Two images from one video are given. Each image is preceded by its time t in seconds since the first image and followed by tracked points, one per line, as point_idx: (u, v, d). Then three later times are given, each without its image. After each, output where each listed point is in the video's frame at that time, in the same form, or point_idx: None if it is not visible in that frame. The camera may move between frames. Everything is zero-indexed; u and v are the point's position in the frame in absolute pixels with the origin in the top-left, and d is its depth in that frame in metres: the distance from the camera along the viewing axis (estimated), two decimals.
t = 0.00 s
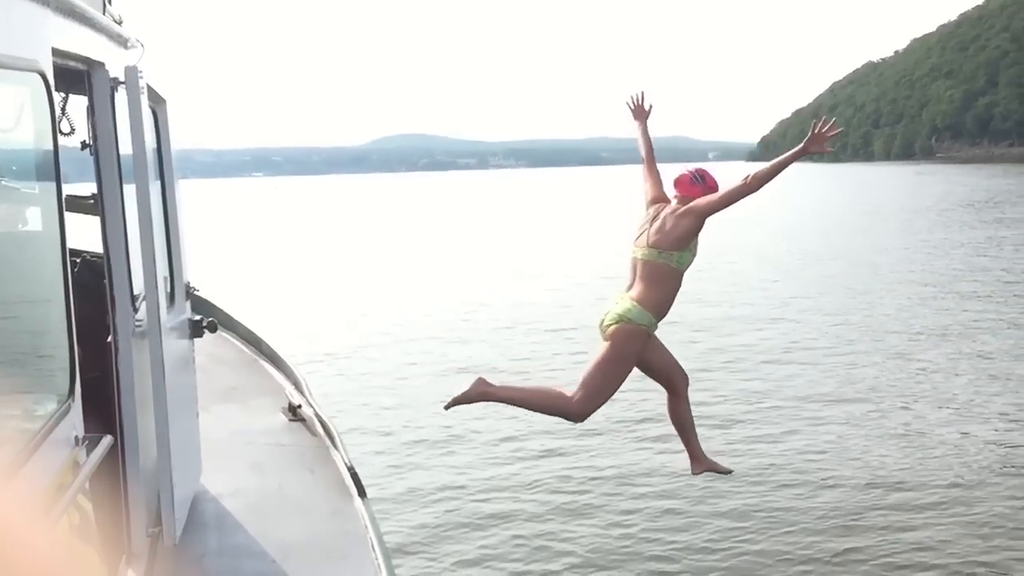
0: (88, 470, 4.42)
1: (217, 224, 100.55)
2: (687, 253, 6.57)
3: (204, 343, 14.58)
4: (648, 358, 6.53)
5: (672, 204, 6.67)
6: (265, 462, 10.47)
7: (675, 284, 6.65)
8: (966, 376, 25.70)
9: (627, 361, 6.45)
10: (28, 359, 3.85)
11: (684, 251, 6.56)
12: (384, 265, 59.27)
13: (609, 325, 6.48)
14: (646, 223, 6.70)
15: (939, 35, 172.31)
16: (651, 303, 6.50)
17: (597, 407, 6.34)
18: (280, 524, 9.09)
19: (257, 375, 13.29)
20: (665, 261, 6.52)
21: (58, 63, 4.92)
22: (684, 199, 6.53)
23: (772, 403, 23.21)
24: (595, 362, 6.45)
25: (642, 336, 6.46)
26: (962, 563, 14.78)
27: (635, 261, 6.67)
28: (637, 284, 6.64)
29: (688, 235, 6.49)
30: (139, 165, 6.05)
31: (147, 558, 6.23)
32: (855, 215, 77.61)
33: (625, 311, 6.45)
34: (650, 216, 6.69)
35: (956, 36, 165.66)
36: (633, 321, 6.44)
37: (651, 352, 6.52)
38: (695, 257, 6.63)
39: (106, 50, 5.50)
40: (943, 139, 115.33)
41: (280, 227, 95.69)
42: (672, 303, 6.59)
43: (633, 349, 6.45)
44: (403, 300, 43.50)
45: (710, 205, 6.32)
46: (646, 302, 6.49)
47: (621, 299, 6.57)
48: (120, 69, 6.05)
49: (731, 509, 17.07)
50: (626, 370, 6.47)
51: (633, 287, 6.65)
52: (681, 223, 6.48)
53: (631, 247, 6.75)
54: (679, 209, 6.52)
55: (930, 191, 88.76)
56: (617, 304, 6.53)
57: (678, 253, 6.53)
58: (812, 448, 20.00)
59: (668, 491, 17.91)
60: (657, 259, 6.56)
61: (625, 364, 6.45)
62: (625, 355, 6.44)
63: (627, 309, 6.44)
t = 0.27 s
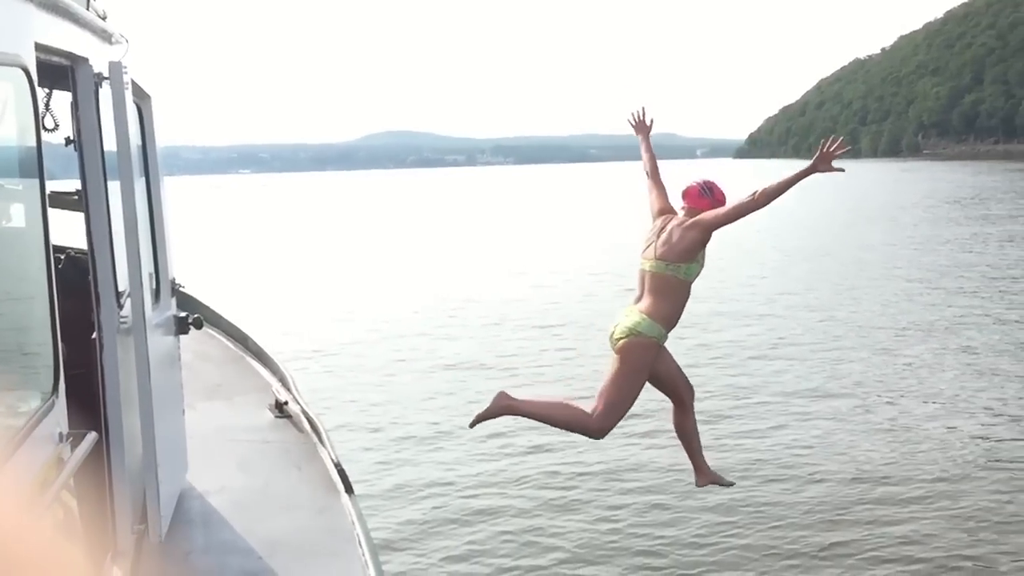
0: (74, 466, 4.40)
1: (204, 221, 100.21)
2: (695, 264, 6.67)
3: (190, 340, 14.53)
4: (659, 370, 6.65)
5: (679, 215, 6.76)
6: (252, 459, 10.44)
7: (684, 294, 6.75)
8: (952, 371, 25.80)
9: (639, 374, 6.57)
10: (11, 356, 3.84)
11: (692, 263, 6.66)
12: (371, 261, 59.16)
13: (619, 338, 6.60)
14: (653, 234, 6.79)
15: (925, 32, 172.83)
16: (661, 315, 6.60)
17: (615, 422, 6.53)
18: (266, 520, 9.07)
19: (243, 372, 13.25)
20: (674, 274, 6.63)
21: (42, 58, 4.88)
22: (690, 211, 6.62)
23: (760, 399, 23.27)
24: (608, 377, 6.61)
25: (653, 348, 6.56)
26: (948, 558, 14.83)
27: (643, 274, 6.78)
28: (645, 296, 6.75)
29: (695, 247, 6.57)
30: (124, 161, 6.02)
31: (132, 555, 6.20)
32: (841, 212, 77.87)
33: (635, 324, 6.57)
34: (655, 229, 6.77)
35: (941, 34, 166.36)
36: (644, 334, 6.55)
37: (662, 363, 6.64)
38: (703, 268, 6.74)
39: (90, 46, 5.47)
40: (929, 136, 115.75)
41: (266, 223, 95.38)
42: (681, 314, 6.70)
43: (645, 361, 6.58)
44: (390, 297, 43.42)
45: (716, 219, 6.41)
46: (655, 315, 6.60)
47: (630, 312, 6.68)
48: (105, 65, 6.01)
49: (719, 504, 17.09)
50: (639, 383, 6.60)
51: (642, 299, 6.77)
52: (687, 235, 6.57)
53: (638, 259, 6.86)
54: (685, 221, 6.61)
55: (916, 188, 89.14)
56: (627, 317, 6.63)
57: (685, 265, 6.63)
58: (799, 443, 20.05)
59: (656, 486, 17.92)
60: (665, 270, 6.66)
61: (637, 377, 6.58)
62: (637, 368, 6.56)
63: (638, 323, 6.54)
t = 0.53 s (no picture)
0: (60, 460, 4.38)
1: (192, 216, 99.92)
2: (702, 277, 7.28)
3: (177, 336, 14.47)
4: (670, 380, 7.25)
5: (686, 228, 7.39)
6: (239, 455, 10.42)
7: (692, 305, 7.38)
8: (939, 366, 25.93)
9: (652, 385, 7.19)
10: None
11: (699, 275, 7.26)
12: (360, 257, 59.09)
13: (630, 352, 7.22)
14: (661, 247, 7.41)
15: (913, 28, 173.31)
16: (671, 326, 7.24)
17: (634, 439, 7.12)
18: (254, 516, 9.05)
19: (230, 368, 13.21)
20: (681, 287, 7.27)
21: (25, 52, 4.84)
22: (697, 228, 7.22)
23: (748, 393, 23.36)
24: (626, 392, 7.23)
25: (663, 360, 7.19)
26: (934, 551, 14.92)
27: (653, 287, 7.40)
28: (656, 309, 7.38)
29: (702, 259, 7.19)
30: (108, 157, 5.97)
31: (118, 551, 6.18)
32: (829, 207, 78.14)
33: (646, 337, 7.19)
34: (663, 245, 7.39)
35: (929, 30, 167.00)
36: (655, 348, 7.17)
37: (672, 376, 7.26)
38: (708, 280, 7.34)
39: (74, 39, 5.41)
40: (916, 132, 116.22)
41: (255, 219, 95.17)
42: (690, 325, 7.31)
43: (657, 373, 7.19)
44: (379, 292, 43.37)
45: (721, 235, 7.01)
46: (665, 328, 7.23)
47: (641, 325, 7.31)
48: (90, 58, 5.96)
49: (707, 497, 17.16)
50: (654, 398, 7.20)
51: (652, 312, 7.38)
52: (694, 249, 7.18)
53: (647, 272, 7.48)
54: (694, 235, 7.22)
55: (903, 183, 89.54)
56: (637, 331, 7.26)
57: (692, 278, 7.24)
58: (787, 436, 20.13)
59: (644, 480, 17.98)
60: (672, 283, 7.28)
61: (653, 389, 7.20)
62: (651, 377, 7.19)
63: (649, 335, 7.17)
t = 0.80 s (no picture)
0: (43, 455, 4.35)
1: (177, 212, 99.49)
2: (709, 291, 7.25)
3: (163, 331, 14.42)
4: (678, 394, 7.28)
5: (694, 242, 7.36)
6: (225, 451, 10.37)
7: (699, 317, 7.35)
8: (925, 360, 26.04)
9: (660, 399, 7.21)
10: None
11: (705, 289, 7.23)
12: (346, 252, 58.96)
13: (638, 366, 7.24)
14: (669, 259, 7.38)
15: (900, 25, 173.82)
16: (678, 340, 7.22)
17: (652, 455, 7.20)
18: (240, 510, 9.04)
19: (217, 363, 13.17)
20: (688, 301, 7.24)
21: (8, 44, 4.78)
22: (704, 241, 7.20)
23: (735, 387, 23.41)
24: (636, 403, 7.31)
25: (670, 373, 7.20)
26: (920, 544, 14.99)
27: (660, 300, 7.39)
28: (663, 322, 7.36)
29: (709, 274, 7.15)
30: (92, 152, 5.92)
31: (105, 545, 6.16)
32: (815, 202, 78.37)
33: (654, 350, 7.19)
34: (670, 258, 7.37)
35: (914, 27, 167.70)
36: (662, 362, 7.18)
37: (680, 388, 7.29)
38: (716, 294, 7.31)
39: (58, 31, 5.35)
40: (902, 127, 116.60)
41: (241, 214, 94.91)
42: (697, 339, 7.28)
43: (665, 387, 7.22)
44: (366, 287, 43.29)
45: (728, 250, 6.98)
46: (673, 342, 7.21)
47: (648, 338, 7.30)
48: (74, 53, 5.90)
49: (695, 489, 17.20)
50: (665, 411, 7.26)
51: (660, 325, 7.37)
52: (701, 263, 7.15)
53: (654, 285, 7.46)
54: (700, 248, 7.20)
55: (889, 179, 89.87)
56: (645, 344, 7.26)
57: (699, 291, 7.22)
58: (774, 430, 20.18)
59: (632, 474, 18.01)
60: (679, 296, 7.26)
61: (661, 402, 7.23)
62: (662, 391, 7.21)
63: (656, 349, 7.17)
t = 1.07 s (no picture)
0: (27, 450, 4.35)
1: (163, 208, 98.99)
2: (714, 307, 7.77)
3: (148, 327, 14.38)
4: (685, 407, 7.79)
5: (700, 259, 7.89)
6: (211, 446, 10.37)
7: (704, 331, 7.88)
8: (910, 353, 26.15)
9: (669, 412, 7.71)
10: None
11: (710, 305, 7.76)
12: (333, 247, 58.76)
13: (647, 378, 7.77)
14: (676, 276, 7.90)
15: (886, 21, 174.29)
16: (683, 355, 7.76)
17: (665, 469, 7.69)
18: (226, 505, 9.03)
19: (202, 359, 13.14)
20: (694, 316, 7.77)
21: None
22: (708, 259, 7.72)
23: (721, 381, 23.47)
24: (649, 422, 7.75)
25: (677, 386, 7.71)
26: (905, 535, 15.06)
27: (667, 316, 7.92)
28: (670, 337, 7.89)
29: (712, 291, 7.68)
30: (76, 147, 5.90)
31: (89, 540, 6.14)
32: (802, 197, 78.63)
33: (662, 363, 7.71)
34: (677, 276, 7.90)
35: (900, 21, 168.25)
36: (669, 375, 7.70)
37: (687, 401, 7.80)
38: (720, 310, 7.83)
39: (40, 26, 5.33)
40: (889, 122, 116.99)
41: (228, 210, 94.60)
42: (701, 353, 7.81)
43: (673, 400, 7.72)
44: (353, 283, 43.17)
45: (731, 269, 7.50)
46: (678, 356, 7.74)
47: (656, 352, 7.83)
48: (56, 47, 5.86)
49: (682, 482, 17.25)
50: (674, 428, 7.71)
51: (667, 339, 7.90)
52: (706, 280, 7.67)
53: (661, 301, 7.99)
54: (705, 266, 7.72)
55: (876, 173, 90.19)
56: (652, 358, 7.79)
57: (705, 307, 7.74)
58: (760, 423, 20.25)
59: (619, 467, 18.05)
60: (685, 311, 7.80)
61: (671, 418, 7.71)
62: (670, 405, 7.71)
63: (664, 363, 7.69)
